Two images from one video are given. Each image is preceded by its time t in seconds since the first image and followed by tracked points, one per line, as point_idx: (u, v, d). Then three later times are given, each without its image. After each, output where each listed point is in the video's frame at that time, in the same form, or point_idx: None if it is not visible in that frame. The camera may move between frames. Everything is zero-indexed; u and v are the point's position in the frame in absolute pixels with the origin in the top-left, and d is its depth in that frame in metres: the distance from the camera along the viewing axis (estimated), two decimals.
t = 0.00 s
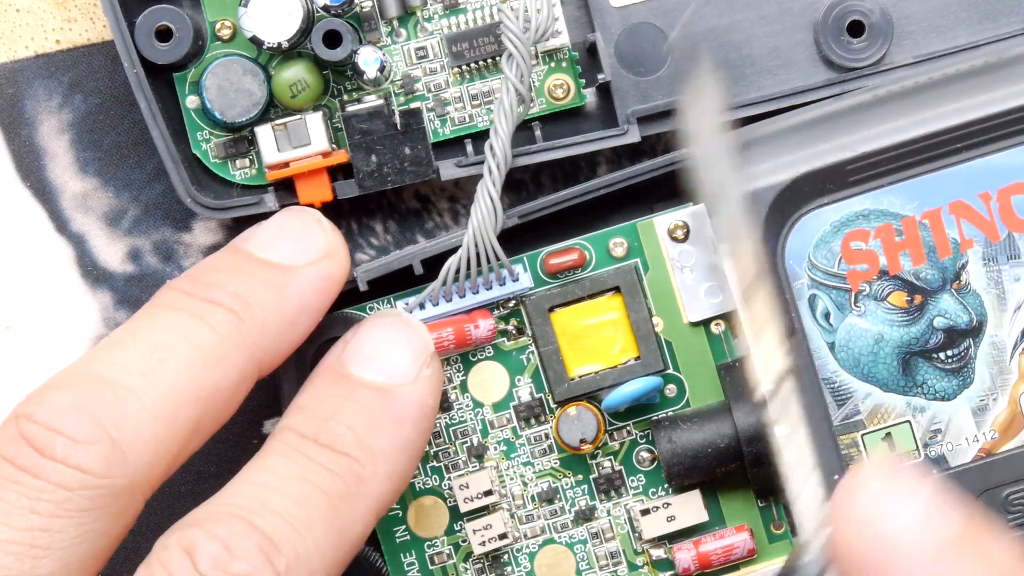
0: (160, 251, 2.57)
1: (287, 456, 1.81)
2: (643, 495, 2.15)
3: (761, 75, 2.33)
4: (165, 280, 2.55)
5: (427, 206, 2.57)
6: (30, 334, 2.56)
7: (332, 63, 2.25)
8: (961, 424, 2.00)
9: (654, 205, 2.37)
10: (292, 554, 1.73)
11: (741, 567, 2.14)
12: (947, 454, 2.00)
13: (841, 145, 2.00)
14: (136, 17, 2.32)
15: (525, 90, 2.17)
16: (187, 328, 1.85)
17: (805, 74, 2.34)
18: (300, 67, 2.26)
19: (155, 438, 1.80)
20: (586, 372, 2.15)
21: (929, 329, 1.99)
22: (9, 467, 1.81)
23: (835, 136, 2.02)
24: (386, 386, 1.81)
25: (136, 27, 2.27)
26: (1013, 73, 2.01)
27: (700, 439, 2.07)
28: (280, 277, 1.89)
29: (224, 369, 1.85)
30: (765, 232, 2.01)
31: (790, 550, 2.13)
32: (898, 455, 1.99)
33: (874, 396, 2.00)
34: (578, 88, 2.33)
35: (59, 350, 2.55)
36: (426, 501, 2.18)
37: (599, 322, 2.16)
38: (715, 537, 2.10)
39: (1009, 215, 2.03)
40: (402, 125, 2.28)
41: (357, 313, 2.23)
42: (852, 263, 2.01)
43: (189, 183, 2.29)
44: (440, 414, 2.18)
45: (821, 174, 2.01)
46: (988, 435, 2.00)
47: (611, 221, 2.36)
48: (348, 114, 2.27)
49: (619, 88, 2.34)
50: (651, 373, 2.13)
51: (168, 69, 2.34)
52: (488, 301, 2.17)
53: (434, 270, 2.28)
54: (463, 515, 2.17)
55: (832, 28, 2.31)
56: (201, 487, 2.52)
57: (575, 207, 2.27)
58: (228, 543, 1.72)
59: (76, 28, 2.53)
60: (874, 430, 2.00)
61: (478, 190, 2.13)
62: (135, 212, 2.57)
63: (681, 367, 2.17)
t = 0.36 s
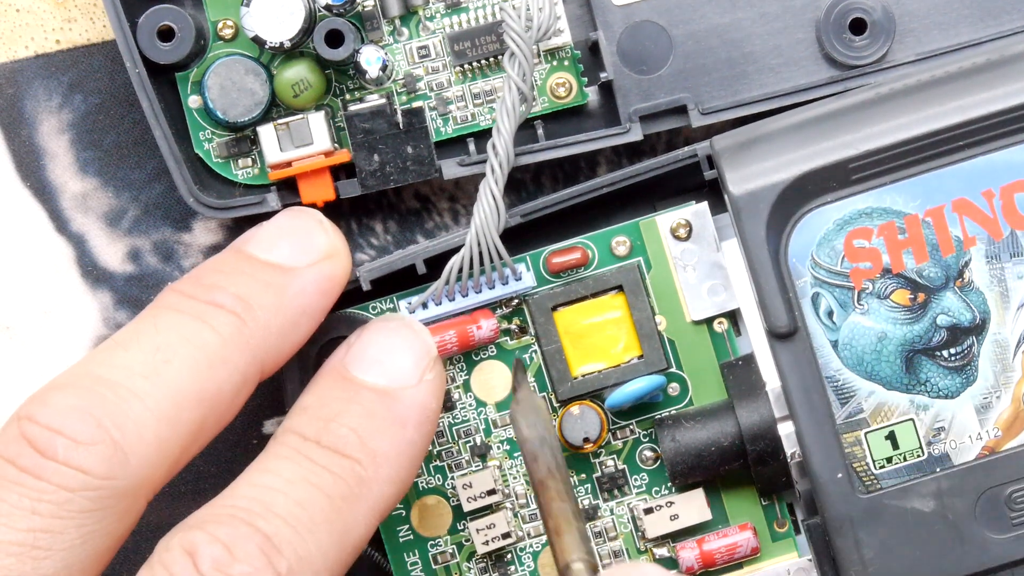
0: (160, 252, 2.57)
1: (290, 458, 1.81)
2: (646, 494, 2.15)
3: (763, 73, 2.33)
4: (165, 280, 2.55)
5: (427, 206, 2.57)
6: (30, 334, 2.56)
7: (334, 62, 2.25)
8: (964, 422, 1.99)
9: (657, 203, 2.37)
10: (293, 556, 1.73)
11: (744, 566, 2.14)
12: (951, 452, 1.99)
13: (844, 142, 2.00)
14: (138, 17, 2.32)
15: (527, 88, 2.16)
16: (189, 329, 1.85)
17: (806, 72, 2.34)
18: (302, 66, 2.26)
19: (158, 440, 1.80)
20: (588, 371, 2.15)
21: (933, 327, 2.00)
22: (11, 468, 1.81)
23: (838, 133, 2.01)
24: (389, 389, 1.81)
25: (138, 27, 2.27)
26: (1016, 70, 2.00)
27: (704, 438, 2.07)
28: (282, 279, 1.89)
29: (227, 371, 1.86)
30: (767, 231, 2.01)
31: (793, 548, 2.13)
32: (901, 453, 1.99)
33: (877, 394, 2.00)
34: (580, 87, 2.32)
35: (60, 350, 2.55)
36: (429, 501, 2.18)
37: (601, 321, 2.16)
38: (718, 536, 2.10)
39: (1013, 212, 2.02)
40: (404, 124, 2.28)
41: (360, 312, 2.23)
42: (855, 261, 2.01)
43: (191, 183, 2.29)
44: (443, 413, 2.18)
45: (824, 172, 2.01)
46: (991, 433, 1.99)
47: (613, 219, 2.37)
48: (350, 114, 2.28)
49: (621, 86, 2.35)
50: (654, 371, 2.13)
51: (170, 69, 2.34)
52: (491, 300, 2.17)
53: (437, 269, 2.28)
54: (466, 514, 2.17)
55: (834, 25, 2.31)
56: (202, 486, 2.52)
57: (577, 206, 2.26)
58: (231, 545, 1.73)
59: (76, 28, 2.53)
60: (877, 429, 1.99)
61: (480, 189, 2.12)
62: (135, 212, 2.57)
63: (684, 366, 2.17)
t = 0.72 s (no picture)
0: (160, 252, 2.57)
1: (290, 459, 1.81)
2: (646, 494, 2.15)
3: (763, 73, 2.33)
4: (165, 280, 2.55)
5: (427, 206, 2.57)
6: (30, 334, 2.56)
7: (334, 62, 2.25)
8: (964, 421, 1.99)
9: (657, 204, 2.37)
10: (294, 556, 1.73)
11: (743, 566, 2.14)
12: (951, 452, 1.99)
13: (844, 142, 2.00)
14: (138, 17, 2.32)
15: (527, 88, 2.16)
16: (189, 328, 1.85)
17: (806, 72, 2.34)
18: (302, 66, 2.26)
19: (158, 437, 1.80)
20: (588, 371, 2.15)
21: (932, 327, 2.00)
22: (11, 465, 1.81)
23: (838, 133, 2.01)
24: (390, 390, 1.81)
25: (138, 27, 2.27)
26: (1016, 69, 2.00)
27: (703, 437, 2.07)
28: (282, 279, 1.89)
29: (227, 370, 1.86)
30: (767, 230, 2.01)
31: (793, 548, 2.13)
32: (901, 453, 1.99)
33: (877, 394, 2.00)
34: (580, 87, 2.32)
35: (60, 349, 2.55)
36: (429, 501, 2.18)
37: (601, 321, 2.16)
38: (718, 536, 2.10)
39: (1012, 212, 2.02)
40: (404, 124, 2.28)
41: (360, 312, 2.23)
42: (855, 261, 2.01)
43: (191, 183, 2.29)
44: (443, 413, 2.18)
45: (824, 172, 2.01)
46: (991, 432, 1.99)
47: (613, 220, 2.37)
48: (350, 114, 2.28)
49: (621, 86, 2.35)
50: (654, 371, 2.13)
51: (170, 69, 2.34)
52: (491, 300, 2.18)
53: (437, 269, 2.28)
54: (465, 514, 2.17)
55: (834, 25, 2.32)
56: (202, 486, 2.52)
57: (577, 206, 2.26)
58: (232, 545, 1.72)
59: (76, 28, 2.53)
60: (877, 429, 1.99)
61: (480, 189, 2.12)
62: (135, 212, 2.57)
63: (684, 366, 2.17)
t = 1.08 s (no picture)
0: (160, 252, 2.57)
1: (293, 461, 1.81)
2: (647, 493, 2.15)
3: (763, 72, 2.33)
4: (165, 280, 2.55)
5: (427, 206, 2.57)
6: (30, 334, 2.56)
7: (334, 62, 2.25)
8: (963, 421, 2.00)
9: (657, 204, 2.37)
10: (297, 559, 1.73)
11: (744, 566, 2.14)
12: (950, 451, 1.99)
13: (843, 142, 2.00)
14: (138, 17, 2.32)
15: (526, 88, 2.16)
16: (190, 327, 1.85)
17: (806, 72, 2.34)
18: (302, 66, 2.26)
19: (159, 437, 1.80)
20: (588, 371, 2.15)
21: (932, 326, 2.01)
22: (12, 464, 1.81)
23: (838, 133, 2.01)
24: (393, 391, 1.82)
25: (138, 27, 2.27)
26: (1016, 69, 2.01)
27: (703, 437, 2.07)
28: (283, 278, 1.89)
29: (228, 370, 1.86)
30: (767, 230, 2.01)
31: (793, 548, 2.13)
32: (900, 453, 1.99)
33: (877, 393, 2.00)
34: (580, 87, 2.33)
35: (60, 349, 2.55)
36: (429, 501, 2.18)
37: (601, 320, 2.16)
38: (718, 536, 2.10)
39: (1012, 211, 2.02)
40: (404, 124, 2.28)
41: (360, 313, 2.23)
42: (854, 260, 2.02)
43: (191, 183, 2.29)
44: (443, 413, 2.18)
45: (824, 171, 2.01)
46: (991, 432, 1.99)
47: (614, 220, 2.37)
48: (350, 114, 2.28)
49: (621, 86, 2.35)
50: (654, 371, 2.13)
51: (170, 69, 2.34)
52: (491, 300, 2.17)
53: (436, 269, 2.28)
54: (466, 514, 2.17)
55: (834, 26, 2.32)
56: (202, 486, 2.52)
57: (577, 206, 2.26)
58: (234, 547, 1.72)
59: (76, 28, 2.53)
60: (877, 428, 2.00)
61: (480, 189, 2.12)
62: (135, 212, 2.57)
63: (684, 366, 2.17)
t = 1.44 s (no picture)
0: (160, 251, 2.57)
1: (299, 464, 1.81)
2: (649, 493, 2.15)
3: (763, 71, 2.34)
4: (165, 280, 2.55)
5: (427, 206, 2.57)
6: (31, 334, 2.56)
7: (334, 62, 2.25)
8: (964, 419, 2.00)
9: (657, 203, 2.37)
10: (303, 562, 1.73)
11: (746, 566, 2.14)
12: (951, 449, 1.99)
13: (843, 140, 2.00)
14: (138, 17, 2.32)
15: (527, 88, 2.16)
16: (191, 325, 1.85)
17: (806, 71, 2.34)
18: (302, 66, 2.26)
19: (160, 434, 1.81)
20: (590, 370, 2.15)
21: (932, 325, 2.01)
22: (13, 462, 1.81)
23: (838, 132, 2.02)
24: (399, 392, 1.81)
25: (138, 27, 2.27)
26: (1016, 67, 2.01)
27: (705, 437, 2.07)
28: (285, 278, 1.89)
29: (229, 369, 1.86)
30: (767, 229, 2.01)
31: (795, 547, 2.13)
32: (901, 451, 1.99)
33: (877, 392, 2.00)
34: (580, 86, 2.33)
35: (60, 350, 2.55)
36: (431, 501, 2.18)
37: (602, 320, 2.16)
38: (720, 536, 2.10)
39: (1012, 210, 2.03)
40: (405, 123, 2.28)
41: (361, 314, 2.23)
42: (854, 259, 2.02)
43: (192, 183, 2.29)
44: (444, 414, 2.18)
45: (824, 170, 2.02)
46: (992, 430, 1.99)
47: (614, 220, 2.38)
48: (351, 114, 2.28)
49: (622, 86, 2.35)
50: (654, 371, 2.13)
51: (170, 69, 2.34)
52: (492, 301, 2.17)
53: (437, 270, 2.28)
54: (468, 515, 2.17)
55: (834, 24, 2.32)
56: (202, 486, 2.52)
57: (577, 206, 2.27)
58: (240, 550, 1.72)
59: (76, 28, 2.53)
60: (877, 427, 2.00)
61: (481, 189, 2.11)
62: (135, 212, 2.57)
63: (685, 365, 2.17)
